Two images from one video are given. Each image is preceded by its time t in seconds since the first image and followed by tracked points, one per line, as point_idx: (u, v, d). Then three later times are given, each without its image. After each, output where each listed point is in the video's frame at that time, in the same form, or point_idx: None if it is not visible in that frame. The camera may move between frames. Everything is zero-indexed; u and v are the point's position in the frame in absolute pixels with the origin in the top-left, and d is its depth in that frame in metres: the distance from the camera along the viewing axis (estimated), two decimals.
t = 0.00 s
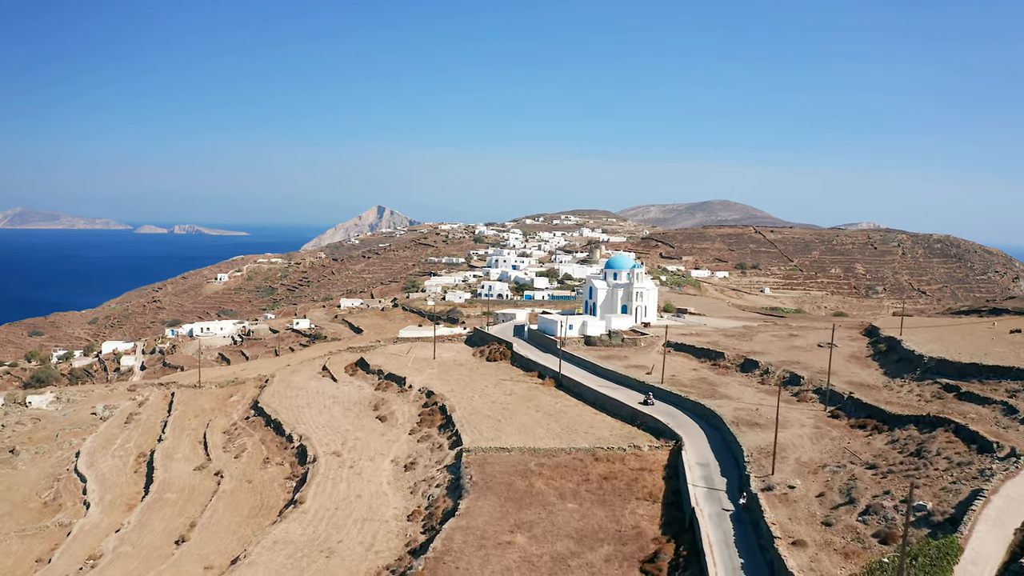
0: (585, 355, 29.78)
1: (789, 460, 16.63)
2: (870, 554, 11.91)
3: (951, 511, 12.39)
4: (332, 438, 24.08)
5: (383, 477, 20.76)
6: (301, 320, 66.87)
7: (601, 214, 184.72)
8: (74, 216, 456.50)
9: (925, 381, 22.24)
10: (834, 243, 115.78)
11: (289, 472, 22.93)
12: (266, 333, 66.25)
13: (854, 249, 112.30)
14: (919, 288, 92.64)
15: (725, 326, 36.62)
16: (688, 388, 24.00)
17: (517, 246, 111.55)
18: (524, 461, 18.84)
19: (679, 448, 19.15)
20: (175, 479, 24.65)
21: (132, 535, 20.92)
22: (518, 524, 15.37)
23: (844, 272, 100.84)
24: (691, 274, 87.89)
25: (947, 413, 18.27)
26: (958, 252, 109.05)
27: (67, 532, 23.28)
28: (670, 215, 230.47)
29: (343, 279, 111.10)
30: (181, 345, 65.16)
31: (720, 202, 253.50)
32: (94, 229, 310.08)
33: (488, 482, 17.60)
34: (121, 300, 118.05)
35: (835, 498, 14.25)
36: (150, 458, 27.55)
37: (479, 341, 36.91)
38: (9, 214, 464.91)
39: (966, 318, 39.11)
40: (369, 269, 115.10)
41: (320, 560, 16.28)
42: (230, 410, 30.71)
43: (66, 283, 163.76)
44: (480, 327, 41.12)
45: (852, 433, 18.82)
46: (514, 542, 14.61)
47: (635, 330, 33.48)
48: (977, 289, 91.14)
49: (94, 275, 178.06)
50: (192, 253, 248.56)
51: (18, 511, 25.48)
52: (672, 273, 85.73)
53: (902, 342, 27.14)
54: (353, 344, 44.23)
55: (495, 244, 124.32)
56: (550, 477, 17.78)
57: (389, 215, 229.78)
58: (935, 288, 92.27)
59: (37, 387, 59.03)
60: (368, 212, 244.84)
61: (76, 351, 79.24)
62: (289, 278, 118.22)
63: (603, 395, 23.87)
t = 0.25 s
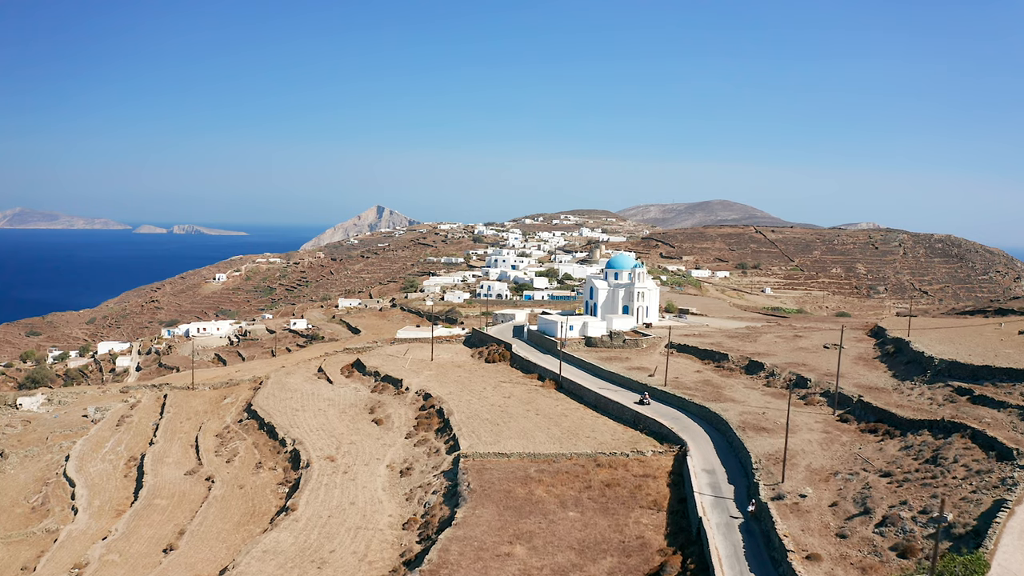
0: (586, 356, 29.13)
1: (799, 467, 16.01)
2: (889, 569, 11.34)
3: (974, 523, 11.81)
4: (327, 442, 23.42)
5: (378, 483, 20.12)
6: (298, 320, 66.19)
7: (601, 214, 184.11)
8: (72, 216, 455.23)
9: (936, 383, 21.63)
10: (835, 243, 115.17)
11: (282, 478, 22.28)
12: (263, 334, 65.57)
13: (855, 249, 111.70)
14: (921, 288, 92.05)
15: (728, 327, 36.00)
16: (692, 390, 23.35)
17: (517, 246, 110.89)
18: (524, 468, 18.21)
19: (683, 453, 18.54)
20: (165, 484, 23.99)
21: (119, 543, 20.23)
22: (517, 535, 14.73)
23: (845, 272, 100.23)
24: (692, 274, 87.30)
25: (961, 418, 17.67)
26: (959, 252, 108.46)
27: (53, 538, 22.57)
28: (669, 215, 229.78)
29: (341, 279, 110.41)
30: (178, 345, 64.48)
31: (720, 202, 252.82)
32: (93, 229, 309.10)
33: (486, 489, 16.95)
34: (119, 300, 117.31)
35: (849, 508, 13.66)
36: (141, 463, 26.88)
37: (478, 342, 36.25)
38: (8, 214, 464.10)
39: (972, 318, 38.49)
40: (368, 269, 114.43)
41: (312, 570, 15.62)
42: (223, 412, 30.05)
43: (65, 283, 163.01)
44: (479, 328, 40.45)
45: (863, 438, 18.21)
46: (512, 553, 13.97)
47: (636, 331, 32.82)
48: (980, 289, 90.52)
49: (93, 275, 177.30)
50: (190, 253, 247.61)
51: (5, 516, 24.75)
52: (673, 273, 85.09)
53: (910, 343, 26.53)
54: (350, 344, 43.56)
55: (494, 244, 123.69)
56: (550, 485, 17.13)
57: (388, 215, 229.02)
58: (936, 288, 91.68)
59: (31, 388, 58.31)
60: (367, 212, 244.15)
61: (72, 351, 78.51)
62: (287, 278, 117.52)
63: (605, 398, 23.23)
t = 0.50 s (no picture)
0: (587, 358, 28.46)
1: (811, 476, 15.38)
2: None
3: (1000, 538, 11.23)
4: (321, 446, 22.74)
5: (372, 490, 19.45)
6: (296, 321, 65.51)
7: (601, 213, 183.46)
8: (71, 216, 454.12)
9: (948, 387, 20.99)
10: (836, 243, 114.50)
11: (274, 484, 21.63)
12: (260, 334, 64.85)
13: (857, 249, 111.07)
14: (923, 288, 91.39)
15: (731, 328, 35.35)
16: (697, 393, 22.68)
17: (517, 245, 110.19)
18: (524, 475, 17.55)
19: (689, 460, 17.91)
20: (155, 490, 23.32)
21: (105, 552, 19.54)
22: (517, 547, 14.07)
23: (847, 272, 99.60)
24: (693, 274, 86.69)
25: (978, 423, 17.04)
26: (961, 252, 107.82)
27: (38, 546, 21.85)
28: (669, 215, 229.20)
29: (340, 279, 109.72)
30: (174, 346, 63.78)
31: (720, 202, 252.14)
32: (92, 229, 308.24)
33: (484, 498, 16.28)
34: (117, 300, 116.57)
35: (866, 520, 13.07)
36: (131, 467, 26.21)
37: (477, 343, 35.58)
38: (8, 215, 463.76)
39: (978, 319, 37.87)
40: (366, 269, 113.74)
41: None
42: (216, 415, 29.36)
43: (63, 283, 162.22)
44: (478, 329, 39.78)
45: (876, 445, 17.57)
46: (512, 567, 13.32)
47: (638, 333, 32.15)
48: (982, 289, 89.89)
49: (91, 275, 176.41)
50: (190, 252, 246.83)
51: None
52: (673, 273, 84.40)
53: (920, 345, 25.88)
54: (348, 346, 42.87)
55: (494, 244, 123.02)
56: (551, 493, 16.47)
57: (388, 215, 228.29)
58: (939, 288, 91.04)
59: (26, 390, 57.58)
60: (366, 212, 243.37)
61: (68, 352, 77.78)
62: (286, 278, 116.82)
63: (607, 402, 22.58)
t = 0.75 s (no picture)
0: (589, 360, 27.81)
1: (824, 484, 14.75)
2: None
3: None
4: (315, 450, 22.09)
5: (367, 497, 18.79)
6: (293, 321, 64.85)
7: (601, 213, 182.81)
8: (71, 215, 453.08)
9: (962, 390, 20.38)
10: (838, 243, 113.87)
11: (267, 490, 20.97)
12: (257, 335, 64.16)
13: (858, 249, 110.44)
14: (925, 288, 90.77)
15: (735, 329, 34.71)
16: (703, 397, 22.02)
17: (517, 245, 109.54)
18: (524, 482, 16.90)
19: (696, 467, 17.29)
20: (145, 496, 22.66)
21: (91, 560, 18.87)
22: (517, 558, 13.42)
23: (849, 272, 98.98)
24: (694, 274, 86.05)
25: (996, 428, 16.41)
26: (963, 252, 107.21)
27: (23, 553, 21.16)
28: (669, 215, 228.65)
29: (339, 279, 109.06)
30: (171, 346, 63.10)
31: (720, 202, 251.46)
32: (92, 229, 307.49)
33: (483, 506, 15.63)
34: (114, 300, 115.87)
35: (885, 532, 12.47)
36: (121, 471, 25.54)
37: (476, 344, 34.95)
38: (8, 215, 463.23)
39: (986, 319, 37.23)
40: (366, 268, 113.05)
41: None
42: (209, 418, 28.69)
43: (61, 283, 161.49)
44: (477, 329, 39.12)
45: (890, 452, 16.94)
46: None
47: (641, 334, 31.49)
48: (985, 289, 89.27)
49: (90, 275, 175.60)
50: (189, 252, 246.09)
51: None
52: (675, 273, 83.75)
53: (930, 346, 25.26)
54: (345, 346, 42.21)
55: (494, 244, 122.32)
56: (553, 501, 15.83)
57: (388, 215, 227.60)
58: (941, 288, 90.41)
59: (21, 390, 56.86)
60: (366, 212, 242.62)
61: (64, 352, 77.10)
62: (285, 277, 116.15)
63: (609, 405, 21.94)
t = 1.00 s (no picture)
0: (591, 362, 27.15)
1: (838, 494, 14.13)
2: None
3: None
4: (309, 455, 21.42)
5: (362, 504, 18.14)
6: (291, 321, 64.18)
7: (602, 213, 182.20)
8: (71, 215, 451.97)
9: (977, 393, 19.72)
10: (840, 242, 113.22)
11: (258, 496, 20.33)
12: (255, 335, 63.50)
13: (861, 249, 109.80)
14: (928, 288, 90.13)
15: (739, 330, 34.06)
16: (708, 400, 21.36)
17: (517, 245, 108.89)
18: (524, 489, 16.25)
19: (703, 473, 16.65)
20: (133, 502, 21.99)
21: (75, 569, 18.20)
22: (517, 572, 12.76)
23: (851, 272, 98.33)
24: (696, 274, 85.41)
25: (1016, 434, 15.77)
26: (966, 252, 106.57)
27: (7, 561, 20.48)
28: (669, 215, 228.06)
29: (339, 278, 108.41)
30: (167, 347, 62.43)
31: (721, 202, 250.79)
32: (92, 229, 306.66)
33: (482, 516, 14.96)
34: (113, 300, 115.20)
35: (905, 546, 11.87)
36: (110, 476, 24.88)
37: (475, 345, 34.28)
38: (8, 215, 462.79)
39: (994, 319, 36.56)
40: (365, 268, 112.37)
41: None
42: (203, 420, 28.03)
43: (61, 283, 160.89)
44: (476, 330, 38.46)
45: (905, 459, 16.29)
46: None
47: (643, 334, 30.82)
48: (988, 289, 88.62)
49: (90, 275, 174.71)
50: (189, 252, 245.39)
51: None
52: (676, 273, 83.12)
53: (941, 348, 24.60)
54: (343, 347, 41.55)
55: (494, 243, 121.67)
56: (554, 511, 15.17)
57: (388, 215, 226.87)
58: (944, 288, 89.76)
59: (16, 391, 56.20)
60: (366, 212, 241.99)
61: (61, 353, 76.39)
62: (284, 277, 115.49)
63: (613, 408, 21.30)
